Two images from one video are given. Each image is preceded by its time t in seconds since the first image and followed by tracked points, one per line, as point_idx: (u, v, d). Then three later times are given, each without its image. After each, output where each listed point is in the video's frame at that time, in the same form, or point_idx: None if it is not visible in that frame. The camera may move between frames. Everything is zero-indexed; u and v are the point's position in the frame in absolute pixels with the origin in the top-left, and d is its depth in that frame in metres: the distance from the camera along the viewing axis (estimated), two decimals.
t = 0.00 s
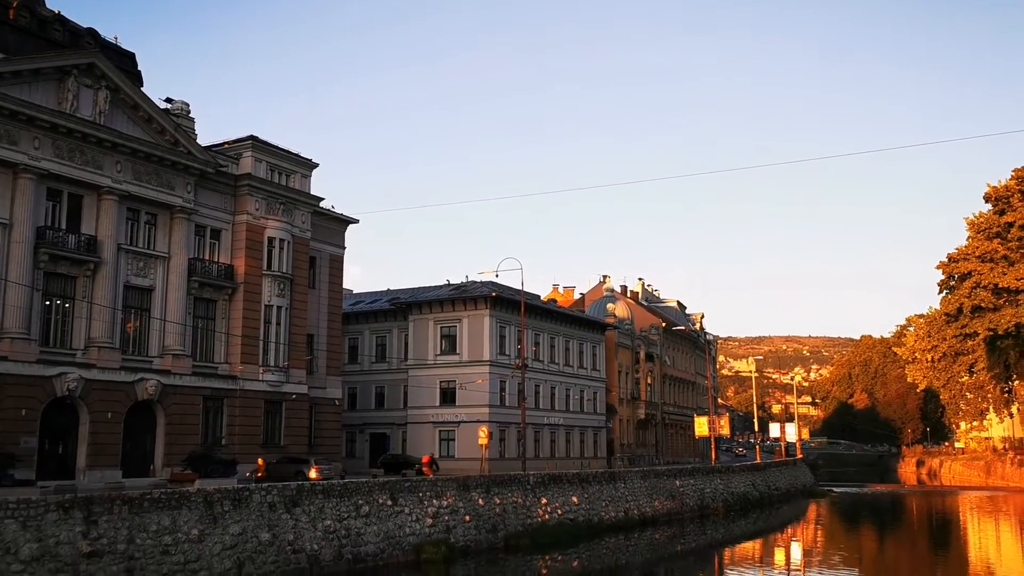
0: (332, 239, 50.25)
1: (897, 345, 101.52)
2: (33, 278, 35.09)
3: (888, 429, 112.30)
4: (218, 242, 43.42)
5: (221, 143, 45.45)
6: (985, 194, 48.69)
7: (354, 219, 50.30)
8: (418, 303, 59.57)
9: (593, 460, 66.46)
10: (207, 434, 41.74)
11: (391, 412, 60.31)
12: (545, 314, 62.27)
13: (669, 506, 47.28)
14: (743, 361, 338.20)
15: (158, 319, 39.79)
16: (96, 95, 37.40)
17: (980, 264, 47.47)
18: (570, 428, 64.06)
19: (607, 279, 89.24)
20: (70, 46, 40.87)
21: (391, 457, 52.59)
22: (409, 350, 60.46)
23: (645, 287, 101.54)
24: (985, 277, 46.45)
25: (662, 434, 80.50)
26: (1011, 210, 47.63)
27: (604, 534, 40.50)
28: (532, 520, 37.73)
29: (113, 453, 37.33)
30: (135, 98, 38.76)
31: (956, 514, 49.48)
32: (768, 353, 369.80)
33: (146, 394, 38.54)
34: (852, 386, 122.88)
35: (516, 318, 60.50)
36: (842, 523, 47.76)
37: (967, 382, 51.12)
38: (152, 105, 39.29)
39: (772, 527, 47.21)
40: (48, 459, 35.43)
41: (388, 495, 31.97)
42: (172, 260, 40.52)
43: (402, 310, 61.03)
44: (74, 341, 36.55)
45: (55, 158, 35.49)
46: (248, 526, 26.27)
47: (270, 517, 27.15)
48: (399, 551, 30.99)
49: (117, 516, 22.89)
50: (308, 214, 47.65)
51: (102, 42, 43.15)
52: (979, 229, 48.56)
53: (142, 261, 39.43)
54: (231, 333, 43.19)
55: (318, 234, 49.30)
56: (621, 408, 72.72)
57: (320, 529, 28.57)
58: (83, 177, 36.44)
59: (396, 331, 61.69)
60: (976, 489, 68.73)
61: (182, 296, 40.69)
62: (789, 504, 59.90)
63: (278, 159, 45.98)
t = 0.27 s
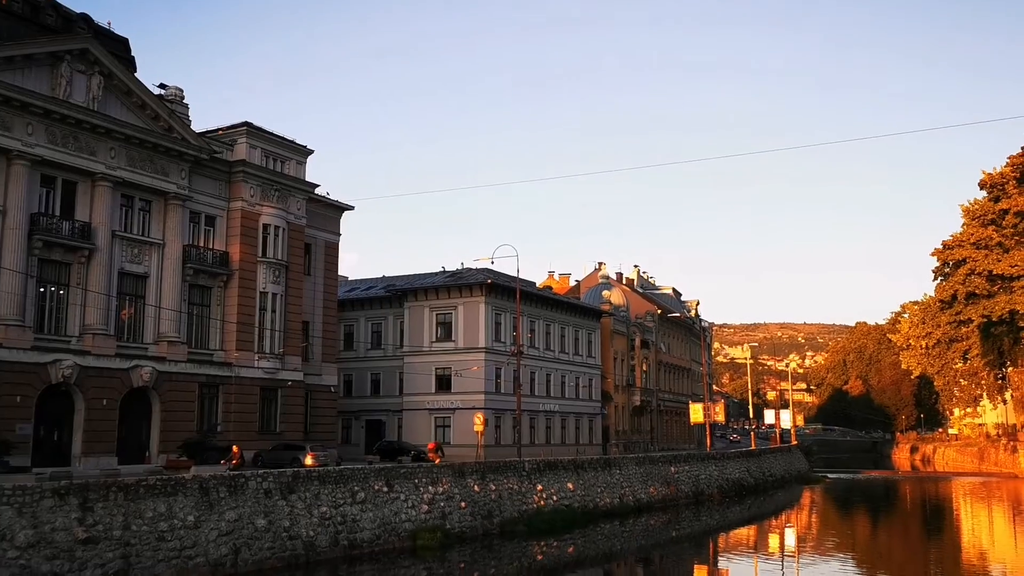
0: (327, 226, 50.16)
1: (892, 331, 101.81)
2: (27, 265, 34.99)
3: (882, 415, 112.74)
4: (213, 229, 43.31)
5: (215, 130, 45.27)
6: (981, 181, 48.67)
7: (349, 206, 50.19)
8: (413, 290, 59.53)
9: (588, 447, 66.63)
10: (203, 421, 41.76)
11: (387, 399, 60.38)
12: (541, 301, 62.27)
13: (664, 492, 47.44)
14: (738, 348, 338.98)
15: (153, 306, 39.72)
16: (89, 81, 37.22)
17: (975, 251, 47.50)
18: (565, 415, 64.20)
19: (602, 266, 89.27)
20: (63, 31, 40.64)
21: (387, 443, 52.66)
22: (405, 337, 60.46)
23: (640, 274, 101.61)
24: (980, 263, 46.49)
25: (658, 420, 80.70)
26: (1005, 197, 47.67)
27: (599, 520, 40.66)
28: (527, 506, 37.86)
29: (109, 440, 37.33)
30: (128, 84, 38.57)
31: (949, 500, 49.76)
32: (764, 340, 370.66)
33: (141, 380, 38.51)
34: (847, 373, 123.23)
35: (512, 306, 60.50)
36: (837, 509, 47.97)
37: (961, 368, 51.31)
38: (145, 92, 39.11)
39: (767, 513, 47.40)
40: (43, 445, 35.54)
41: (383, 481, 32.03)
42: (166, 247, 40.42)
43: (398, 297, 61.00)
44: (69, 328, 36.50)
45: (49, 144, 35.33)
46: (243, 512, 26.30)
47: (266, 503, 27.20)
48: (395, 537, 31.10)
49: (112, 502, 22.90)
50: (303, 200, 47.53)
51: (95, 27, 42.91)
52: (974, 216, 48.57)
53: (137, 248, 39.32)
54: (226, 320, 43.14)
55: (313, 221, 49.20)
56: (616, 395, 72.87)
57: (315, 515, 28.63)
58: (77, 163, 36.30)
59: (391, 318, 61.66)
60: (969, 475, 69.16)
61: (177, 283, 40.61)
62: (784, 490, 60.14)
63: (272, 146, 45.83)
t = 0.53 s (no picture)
0: (321, 213, 50.05)
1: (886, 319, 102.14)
2: (21, 252, 34.89)
3: (876, 402, 113.21)
4: (207, 216, 43.19)
5: (209, 116, 45.10)
6: (976, 168, 48.73)
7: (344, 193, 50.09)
8: (408, 277, 59.48)
9: (583, 433, 66.81)
10: (198, 408, 41.77)
11: (382, 386, 60.45)
12: (536, 288, 62.27)
13: (659, 478, 47.63)
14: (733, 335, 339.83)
15: (147, 293, 39.65)
16: (82, 66, 37.03)
17: (969, 238, 47.61)
18: (560, 402, 64.34)
19: (598, 253, 89.29)
20: (55, 16, 40.40)
21: (383, 430, 52.73)
22: (400, 323, 60.46)
23: (635, 261, 101.66)
24: (974, 250, 46.58)
25: (652, 407, 80.90)
26: (1000, 184, 47.71)
27: (594, 506, 40.84)
28: (523, 493, 38.00)
29: (104, 427, 37.33)
30: (122, 70, 38.38)
31: (942, 486, 50.07)
32: (758, 327, 371.66)
33: (136, 367, 38.47)
34: (841, 360, 123.75)
35: (507, 293, 60.52)
36: (830, 495, 48.21)
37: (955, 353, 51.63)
38: (139, 78, 38.92)
39: (761, 499, 47.60)
40: (38, 432, 35.48)
41: (378, 468, 32.08)
42: (161, 234, 40.30)
43: (393, 284, 60.96)
44: (63, 315, 36.41)
45: (42, 130, 35.14)
46: (239, 499, 26.37)
47: (262, 490, 27.25)
48: (390, 523, 31.21)
49: (108, 489, 22.91)
50: (298, 187, 47.41)
51: (88, 13, 42.65)
52: (969, 203, 48.67)
53: (131, 234, 39.20)
54: (221, 307, 43.09)
55: (308, 208, 49.10)
56: (611, 381, 73.02)
57: (311, 502, 28.69)
58: (70, 149, 36.12)
59: (386, 305, 61.64)
60: (962, 462, 69.60)
61: (171, 270, 40.53)
62: (778, 476, 60.40)
63: (266, 132, 45.67)
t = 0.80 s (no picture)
0: (315, 203, 49.93)
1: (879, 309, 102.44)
2: (14, 242, 34.77)
3: (869, 392, 113.59)
4: (200, 206, 43.05)
5: (202, 106, 44.93)
6: (969, 158, 48.76)
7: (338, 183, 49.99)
8: (402, 267, 59.43)
9: (577, 424, 66.93)
10: (192, 398, 41.74)
11: (376, 376, 60.46)
12: (531, 278, 62.26)
13: (653, 468, 47.75)
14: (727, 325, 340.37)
15: (141, 283, 39.55)
16: (74, 55, 36.85)
17: (963, 228, 47.70)
18: (555, 392, 64.42)
19: (592, 244, 89.32)
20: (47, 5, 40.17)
21: (378, 420, 52.75)
22: (394, 314, 60.43)
23: (630, 252, 101.68)
24: (968, 240, 46.66)
25: (647, 397, 81.04)
26: (993, 174, 47.76)
27: (588, 496, 40.94)
28: (517, 482, 38.09)
29: (98, 417, 37.28)
30: (114, 59, 38.21)
31: (935, 475, 50.32)
32: (753, 318, 372.37)
33: (130, 357, 38.41)
34: (835, 350, 124.08)
35: (502, 283, 60.51)
36: (823, 484, 48.41)
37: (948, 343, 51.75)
38: (131, 67, 38.74)
39: (755, 488, 47.76)
40: (33, 422, 35.44)
41: (373, 458, 32.11)
42: (154, 224, 40.18)
43: (387, 274, 60.91)
44: (56, 305, 36.31)
45: (35, 120, 34.96)
46: (233, 489, 26.39)
47: (256, 480, 27.27)
48: (385, 513, 31.28)
49: (102, 479, 22.88)
50: (292, 177, 47.28)
51: (80, 1, 42.41)
52: (963, 193, 48.75)
53: (124, 224, 39.07)
54: (215, 297, 43.02)
55: (302, 198, 48.99)
56: (606, 371, 73.11)
57: (305, 492, 28.72)
58: (63, 139, 35.95)
59: (381, 296, 61.60)
60: (955, 451, 69.95)
61: (165, 260, 40.43)
62: (772, 466, 60.58)
63: (260, 122, 45.53)
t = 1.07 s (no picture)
0: (306, 193, 49.78)
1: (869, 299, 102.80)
2: (2, 232, 34.57)
3: (859, 382, 114.10)
4: (190, 196, 42.86)
5: (192, 95, 44.69)
6: (959, 149, 48.89)
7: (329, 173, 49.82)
8: (393, 258, 59.32)
9: (569, 414, 67.05)
10: (183, 389, 41.65)
11: (368, 366, 60.42)
12: (522, 269, 62.23)
13: (644, 458, 47.90)
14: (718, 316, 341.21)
15: (131, 273, 39.39)
16: (63, 44, 36.60)
17: (952, 219, 47.86)
18: (546, 382, 64.49)
19: (583, 234, 89.32)
20: None
21: (369, 411, 52.73)
22: (385, 305, 60.34)
23: (621, 242, 101.75)
24: (957, 231, 46.81)
25: (638, 388, 81.24)
26: (983, 165, 47.95)
27: (579, 485, 41.05)
28: (509, 472, 38.16)
29: (87, 407, 37.18)
30: (103, 48, 37.96)
31: (924, 464, 50.61)
32: (743, 309, 373.43)
33: (120, 348, 38.27)
34: (825, 340, 124.58)
35: (493, 274, 60.46)
36: (813, 474, 48.64)
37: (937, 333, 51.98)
38: (120, 56, 38.49)
39: (745, 478, 47.95)
40: (22, 413, 35.32)
41: (365, 448, 32.10)
42: (144, 214, 39.99)
43: (378, 265, 60.79)
44: (45, 295, 36.13)
45: (23, 109, 34.73)
46: (225, 479, 26.35)
47: (248, 470, 27.23)
48: (376, 503, 31.32)
49: (93, 470, 22.79)
50: (282, 167, 47.12)
51: None
52: (953, 184, 48.91)
53: (113, 215, 38.87)
54: (205, 287, 42.90)
55: (292, 188, 48.82)
56: (597, 362, 73.22)
57: (296, 482, 28.71)
58: (52, 129, 35.72)
59: (372, 286, 61.51)
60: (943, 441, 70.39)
61: (155, 250, 40.27)
62: (762, 456, 60.82)
63: (250, 111, 45.33)
